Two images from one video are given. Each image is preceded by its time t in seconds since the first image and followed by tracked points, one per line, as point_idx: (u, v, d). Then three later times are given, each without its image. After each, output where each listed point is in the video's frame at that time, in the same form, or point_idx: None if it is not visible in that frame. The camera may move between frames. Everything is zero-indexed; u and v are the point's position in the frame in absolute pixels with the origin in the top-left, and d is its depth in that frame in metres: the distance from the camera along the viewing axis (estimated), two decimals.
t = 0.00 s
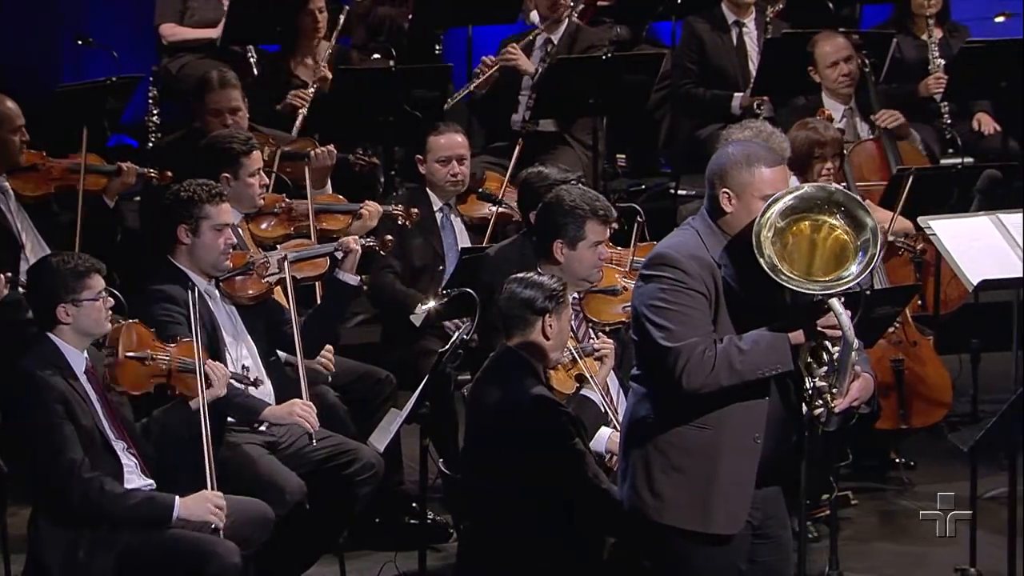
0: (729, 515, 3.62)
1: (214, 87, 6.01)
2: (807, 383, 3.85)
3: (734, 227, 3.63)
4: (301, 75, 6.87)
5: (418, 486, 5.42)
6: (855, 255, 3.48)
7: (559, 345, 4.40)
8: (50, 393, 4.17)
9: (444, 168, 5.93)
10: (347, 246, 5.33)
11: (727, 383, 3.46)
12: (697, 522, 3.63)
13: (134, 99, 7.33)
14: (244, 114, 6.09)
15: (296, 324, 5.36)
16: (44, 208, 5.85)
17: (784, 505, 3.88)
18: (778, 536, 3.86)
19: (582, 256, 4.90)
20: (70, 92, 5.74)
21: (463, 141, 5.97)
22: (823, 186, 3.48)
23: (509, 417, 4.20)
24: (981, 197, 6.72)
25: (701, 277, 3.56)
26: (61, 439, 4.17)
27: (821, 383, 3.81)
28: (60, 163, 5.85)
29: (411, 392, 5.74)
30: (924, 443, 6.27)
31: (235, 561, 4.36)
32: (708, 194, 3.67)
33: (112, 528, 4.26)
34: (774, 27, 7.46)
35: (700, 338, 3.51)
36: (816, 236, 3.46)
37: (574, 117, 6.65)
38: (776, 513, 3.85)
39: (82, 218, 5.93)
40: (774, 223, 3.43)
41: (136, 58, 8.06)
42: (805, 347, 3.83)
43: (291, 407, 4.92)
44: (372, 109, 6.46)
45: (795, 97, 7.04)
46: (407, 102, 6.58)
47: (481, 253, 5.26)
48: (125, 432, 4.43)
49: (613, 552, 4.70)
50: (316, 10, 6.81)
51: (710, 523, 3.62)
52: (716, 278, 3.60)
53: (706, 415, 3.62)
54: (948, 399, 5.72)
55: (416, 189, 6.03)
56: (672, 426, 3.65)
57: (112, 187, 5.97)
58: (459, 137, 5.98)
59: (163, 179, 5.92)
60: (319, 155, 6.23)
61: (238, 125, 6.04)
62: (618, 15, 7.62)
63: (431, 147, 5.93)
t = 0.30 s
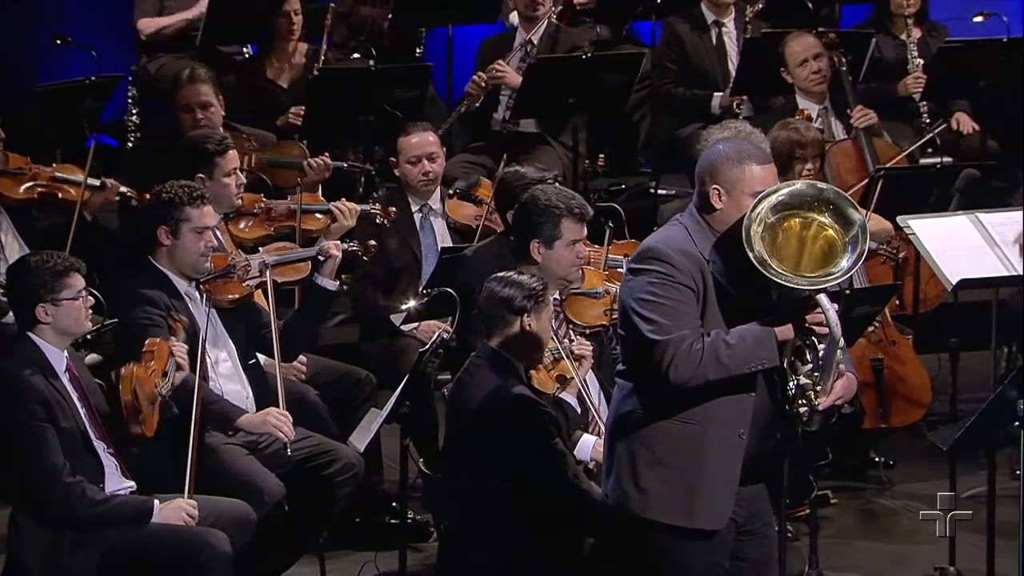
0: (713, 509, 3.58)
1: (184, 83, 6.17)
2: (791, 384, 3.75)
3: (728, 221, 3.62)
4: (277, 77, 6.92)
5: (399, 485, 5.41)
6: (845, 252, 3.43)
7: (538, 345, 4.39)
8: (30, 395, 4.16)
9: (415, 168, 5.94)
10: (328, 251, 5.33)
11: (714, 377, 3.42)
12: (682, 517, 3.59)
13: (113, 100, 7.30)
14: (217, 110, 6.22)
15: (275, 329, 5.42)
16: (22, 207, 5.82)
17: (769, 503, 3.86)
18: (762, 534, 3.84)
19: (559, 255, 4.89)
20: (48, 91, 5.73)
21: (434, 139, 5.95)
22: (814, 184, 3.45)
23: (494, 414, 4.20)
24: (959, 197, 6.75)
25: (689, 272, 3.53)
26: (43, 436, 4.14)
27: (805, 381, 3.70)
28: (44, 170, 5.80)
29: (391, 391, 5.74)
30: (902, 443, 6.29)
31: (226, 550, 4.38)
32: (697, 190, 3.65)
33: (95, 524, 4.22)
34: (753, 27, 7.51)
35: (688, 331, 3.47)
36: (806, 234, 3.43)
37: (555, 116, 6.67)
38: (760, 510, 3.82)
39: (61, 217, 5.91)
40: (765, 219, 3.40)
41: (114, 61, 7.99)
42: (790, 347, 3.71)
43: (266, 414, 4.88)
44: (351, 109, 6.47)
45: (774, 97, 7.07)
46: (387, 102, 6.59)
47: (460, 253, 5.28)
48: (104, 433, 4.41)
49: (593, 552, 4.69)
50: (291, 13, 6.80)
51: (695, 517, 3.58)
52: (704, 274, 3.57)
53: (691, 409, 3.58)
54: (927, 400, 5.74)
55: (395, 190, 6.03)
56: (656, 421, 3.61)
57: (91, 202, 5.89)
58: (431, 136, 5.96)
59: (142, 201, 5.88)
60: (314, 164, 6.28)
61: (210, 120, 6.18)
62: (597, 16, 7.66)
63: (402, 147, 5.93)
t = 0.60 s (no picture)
0: (706, 499, 3.55)
1: (169, 78, 6.16)
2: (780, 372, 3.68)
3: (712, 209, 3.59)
4: (254, 77, 6.88)
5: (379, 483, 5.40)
6: (830, 236, 3.42)
7: (519, 343, 4.38)
8: (9, 391, 4.14)
9: (391, 168, 5.94)
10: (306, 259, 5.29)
11: (703, 364, 3.42)
12: (674, 506, 3.56)
13: (91, 98, 7.29)
14: (198, 106, 6.21)
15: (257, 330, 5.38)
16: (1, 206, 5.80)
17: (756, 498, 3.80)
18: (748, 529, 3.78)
19: (535, 254, 4.89)
20: (26, 90, 5.72)
21: (410, 139, 5.98)
22: (797, 170, 3.45)
23: (473, 414, 4.17)
24: (938, 196, 6.76)
25: (675, 260, 3.53)
26: (24, 432, 4.12)
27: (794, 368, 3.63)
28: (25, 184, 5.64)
29: (371, 390, 5.73)
30: (882, 441, 6.31)
31: (217, 542, 4.41)
32: (681, 180, 3.63)
33: (78, 519, 4.19)
34: (732, 26, 7.52)
35: (675, 319, 3.47)
36: (790, 219, 3.43)
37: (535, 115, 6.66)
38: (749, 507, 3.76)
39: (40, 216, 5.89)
40: (749, 204, 3.39)
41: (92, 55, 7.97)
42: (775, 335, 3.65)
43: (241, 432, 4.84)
44: (331, 108, 6.46)
45: (754, 97, 7.09)
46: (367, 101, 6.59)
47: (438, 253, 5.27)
48: (83, 429, 4.40)
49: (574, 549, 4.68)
50: (269, 13, 6.81)
51: (688, 506, 3.55)
52: (690, 262, 3.56)
53: (681, 399, 3.56)
54: (907, 395, 5.74)
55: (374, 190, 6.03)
56: (647, 411, 3.59)
57: (68, 218, 5.75)
58: (407, 135, 5.98)
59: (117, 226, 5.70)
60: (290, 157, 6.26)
61: (190, 116, 6.17)
62: (576, 16, 7.67)
63: (377, 148, 5.95)
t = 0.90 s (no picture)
0: (700, 488, 3.53)
1: (155, 74, 6.15)
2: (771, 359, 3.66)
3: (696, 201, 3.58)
4: (236, 73, 6.88)
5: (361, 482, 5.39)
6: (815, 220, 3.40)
7: (500, 340, 4.38)
8: None
9: (371, 167, 5.93)
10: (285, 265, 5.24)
11: (693, 352, 3.39)
12: (669, 497, 3.55)
13: (71, 98, 7.30)
14: (183, 104, 6.20)
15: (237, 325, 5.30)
16: None
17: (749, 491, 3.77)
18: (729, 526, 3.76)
19: (513, 254, 4.89)
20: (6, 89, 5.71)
21: (389, 138, 5.95)
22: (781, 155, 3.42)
23: (453, 416, 4.14)
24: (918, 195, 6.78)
25: (661, 251, 3.51)
26: (4, 431, 4.10)
27: (784, 353, 3.61)
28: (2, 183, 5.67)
29: (352, 389, 5.73)
30: (863, 440, 6.32)
31: (199, 542, 4.40)
32: (664, 173, 3.61)
33: (60, 518, 4.17)
34: (713, 26, 7.54)
35: (663, 308, 3.45)
36: (775, 204, 3.40)
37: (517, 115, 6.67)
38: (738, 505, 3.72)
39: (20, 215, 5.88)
40: (733, 190, 3.36)
41: (74, 54, 7.99)
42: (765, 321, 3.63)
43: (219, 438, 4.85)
44: (312, 107, 6.46)
45: (735, 97, 7.11)
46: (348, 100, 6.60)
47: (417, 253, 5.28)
48: (63, 430, 4.38)
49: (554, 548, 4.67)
50: (252, 11, 6.84)
51: (683, 496, 3.53)
52: (677, 253, 3.54)
53: (671, 389, 3.54)
54: (889, 392, 5.75)
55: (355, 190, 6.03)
56: (639, 402, 3.57)
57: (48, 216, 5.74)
58: (387, 134, 5.95)
59: (94, 222, 5.62)
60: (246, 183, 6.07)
61: (176, 114, 6.16)
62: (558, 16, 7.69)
63: (357, 147, 5.94)
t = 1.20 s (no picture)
0: (691, 485, 3.54)
1: (142, 74, 6.13)
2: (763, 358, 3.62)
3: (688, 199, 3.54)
4: (218, 70, 6.87)
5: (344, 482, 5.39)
6: (809, 219, 3.29)
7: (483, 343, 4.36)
8: None
9: (354, 167, 5.93)
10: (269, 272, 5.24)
11: (685, 349, 3.37)
12: (660, 494, 3.55)
13: (52, 98, 7.29)
14: (169, 105, 6.18)
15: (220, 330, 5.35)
16: None
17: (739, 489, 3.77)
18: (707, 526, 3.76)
19: (491, 255, 4.89)
20: None
21: (372, 138, 5.95)
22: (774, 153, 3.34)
23: (435, 420, 4.12)
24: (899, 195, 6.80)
25: (653, 248, 3.50)
26: None
27: (775, 351, 3.57)
28: None
29: (335, 389, 5.73)
30: (845, 440, 6.34)
31: (179, 547, 4.37)
32: (656, 171, 3.58)
33: (40, 522, 4.16)
34: (695, 25, 7.55)
35: (655, 305, 3.43)
36: (768, 203, 3.31)
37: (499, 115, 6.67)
38: (719, 505, 3.72)
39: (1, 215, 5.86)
40: (726, 189, 3.29)
41: (55, 54, 7.97)
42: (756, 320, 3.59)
43: (213, 418, 4.88)
44: (295, 107, 6.45)
45: (717, 96, 7.13)
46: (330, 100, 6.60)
47: (397, 254, 5.28)
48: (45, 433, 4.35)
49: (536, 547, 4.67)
50: (234, 11, 6.84)
51: (673, 494, 3.54)
52: (668, 250, 3.53)
53: (662, 386, 3.54)
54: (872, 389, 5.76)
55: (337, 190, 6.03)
56: (630, 400, 3.56)
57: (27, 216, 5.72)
58: (370, 135, 5.96)
59: (76, 222, 5.60)
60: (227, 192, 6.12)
61: (162, 115, 6.14)
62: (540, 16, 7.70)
63: (340, 147, 5.94)
